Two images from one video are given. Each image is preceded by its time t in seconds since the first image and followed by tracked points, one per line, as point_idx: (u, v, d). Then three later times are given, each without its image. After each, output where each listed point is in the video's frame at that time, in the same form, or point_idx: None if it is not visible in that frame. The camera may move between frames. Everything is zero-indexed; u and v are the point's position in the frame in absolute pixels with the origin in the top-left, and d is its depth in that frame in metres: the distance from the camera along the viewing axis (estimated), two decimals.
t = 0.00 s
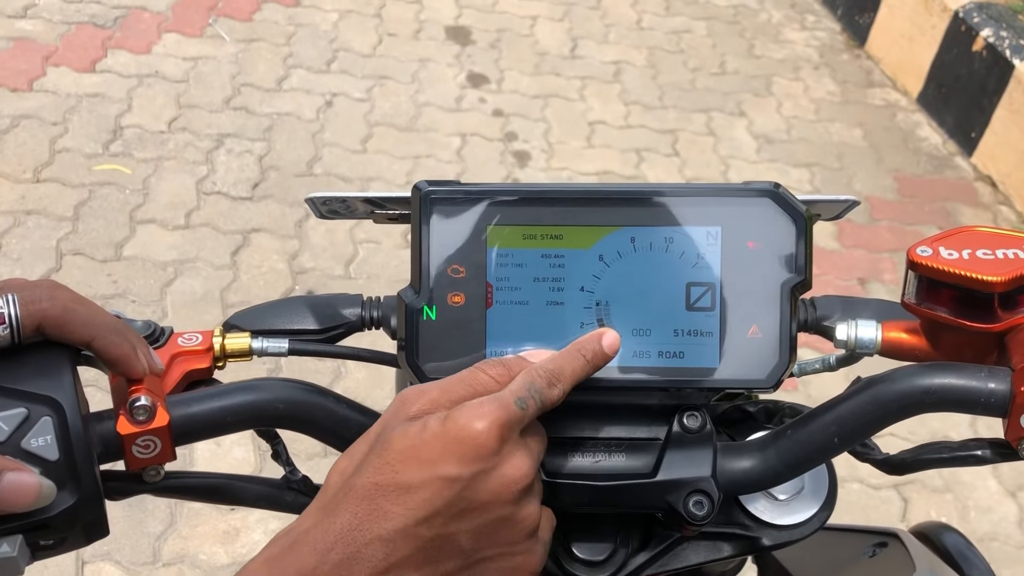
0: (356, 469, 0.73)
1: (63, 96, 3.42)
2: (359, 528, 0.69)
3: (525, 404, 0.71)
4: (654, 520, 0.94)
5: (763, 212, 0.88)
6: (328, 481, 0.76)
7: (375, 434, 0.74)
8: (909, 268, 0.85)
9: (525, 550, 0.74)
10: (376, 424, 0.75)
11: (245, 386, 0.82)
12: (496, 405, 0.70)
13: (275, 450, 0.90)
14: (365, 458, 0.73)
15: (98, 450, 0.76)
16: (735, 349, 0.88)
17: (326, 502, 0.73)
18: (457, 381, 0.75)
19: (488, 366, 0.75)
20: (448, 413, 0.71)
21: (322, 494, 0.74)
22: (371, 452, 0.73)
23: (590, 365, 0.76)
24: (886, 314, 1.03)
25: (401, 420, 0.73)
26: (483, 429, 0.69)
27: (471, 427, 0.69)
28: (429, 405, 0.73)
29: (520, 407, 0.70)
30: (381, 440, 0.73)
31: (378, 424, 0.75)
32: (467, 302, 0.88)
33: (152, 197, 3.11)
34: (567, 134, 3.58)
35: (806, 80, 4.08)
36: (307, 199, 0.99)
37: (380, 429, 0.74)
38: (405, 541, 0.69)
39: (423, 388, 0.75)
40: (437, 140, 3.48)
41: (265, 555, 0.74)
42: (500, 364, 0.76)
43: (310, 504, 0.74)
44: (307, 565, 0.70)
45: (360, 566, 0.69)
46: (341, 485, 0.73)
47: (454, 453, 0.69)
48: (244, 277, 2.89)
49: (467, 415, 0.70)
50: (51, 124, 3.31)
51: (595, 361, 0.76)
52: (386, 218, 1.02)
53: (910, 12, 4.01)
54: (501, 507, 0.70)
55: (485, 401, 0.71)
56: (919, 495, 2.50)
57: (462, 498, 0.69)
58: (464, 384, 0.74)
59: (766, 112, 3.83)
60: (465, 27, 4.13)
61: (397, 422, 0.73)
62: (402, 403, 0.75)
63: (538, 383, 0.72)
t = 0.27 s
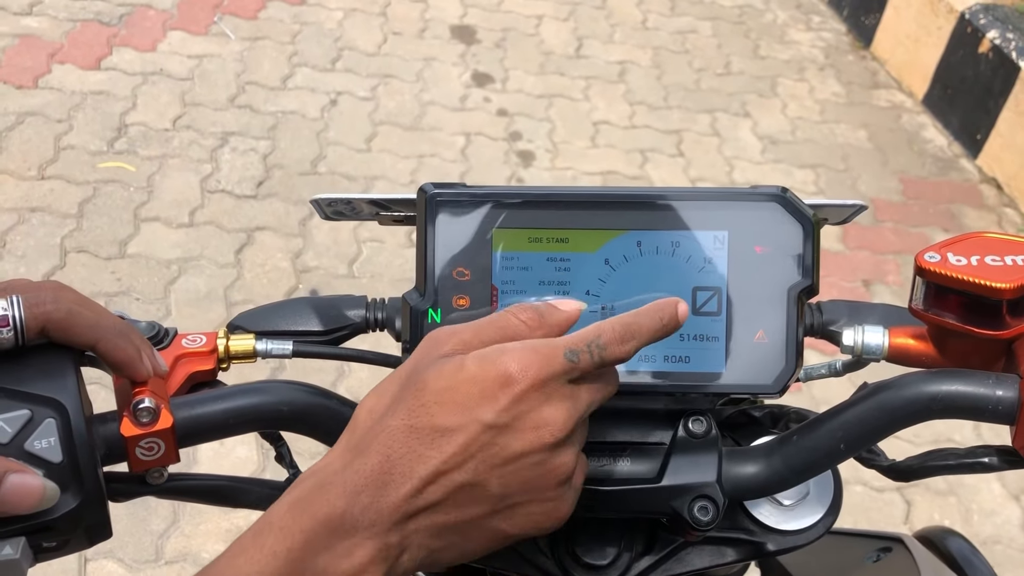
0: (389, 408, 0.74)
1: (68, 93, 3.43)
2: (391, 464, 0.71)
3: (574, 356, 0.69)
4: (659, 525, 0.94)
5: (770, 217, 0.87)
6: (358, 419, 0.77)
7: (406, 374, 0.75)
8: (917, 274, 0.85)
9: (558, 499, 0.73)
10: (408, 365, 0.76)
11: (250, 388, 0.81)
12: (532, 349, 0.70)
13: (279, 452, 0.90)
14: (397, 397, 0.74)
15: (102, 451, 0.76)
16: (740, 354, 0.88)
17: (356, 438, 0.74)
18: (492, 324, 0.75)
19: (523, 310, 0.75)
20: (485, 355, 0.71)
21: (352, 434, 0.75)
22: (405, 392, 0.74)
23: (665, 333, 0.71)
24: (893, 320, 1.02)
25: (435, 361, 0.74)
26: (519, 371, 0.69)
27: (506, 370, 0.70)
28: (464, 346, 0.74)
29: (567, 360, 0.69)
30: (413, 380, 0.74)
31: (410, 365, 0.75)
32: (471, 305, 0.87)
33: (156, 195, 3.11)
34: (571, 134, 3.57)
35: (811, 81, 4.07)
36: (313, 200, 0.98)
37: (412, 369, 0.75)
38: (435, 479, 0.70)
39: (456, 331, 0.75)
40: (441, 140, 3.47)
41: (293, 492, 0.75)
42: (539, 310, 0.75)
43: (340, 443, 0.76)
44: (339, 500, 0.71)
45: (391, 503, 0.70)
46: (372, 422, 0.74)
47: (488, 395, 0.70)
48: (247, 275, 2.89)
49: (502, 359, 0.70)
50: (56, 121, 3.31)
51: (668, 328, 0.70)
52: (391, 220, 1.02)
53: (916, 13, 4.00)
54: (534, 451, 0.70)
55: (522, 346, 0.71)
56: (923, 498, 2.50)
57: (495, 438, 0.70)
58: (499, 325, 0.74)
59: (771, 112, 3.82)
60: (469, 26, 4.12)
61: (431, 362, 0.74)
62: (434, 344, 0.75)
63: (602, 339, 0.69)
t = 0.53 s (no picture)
0: (360, 417, 0.75)
1: (70, 92, 3.43)
2: (362, 472, 0.72)
3: (538, 367, 0.69)
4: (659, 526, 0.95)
5: (771, 219, 0.87)
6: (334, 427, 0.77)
7: (378, 383, 0.76)
8: (918, 277, 0.85)
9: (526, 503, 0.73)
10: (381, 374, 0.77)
11: (252, 389, 0.82)
12: (497, 357, 0.70)
13: (280, 453, 0.91)
14: (368, 405, 0.74)
15: (104, 452, 0.76)
16: (741, 355, 0.88)
17: (329, 446, 0.75)
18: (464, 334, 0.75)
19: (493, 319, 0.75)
20: (452, 363, 0.72)
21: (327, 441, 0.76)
22: (376, 400, 0.74)
23: (644, 350, 0.70)
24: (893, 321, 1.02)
25: (405, 369, 0.74)
26: (484, 378, 0.70)
27: (471, 377, 0.70)
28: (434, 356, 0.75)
29: (531, 370, 0.69)
30: (384, 389, 0.74)
31: (383, 374, 0.76)
32: (473, 306, 0.88)
33: (157, 194, 3.11)
34: (573, 133, 3.57)
35: (813, 81, 4.07)
36: (314, 201, 0.98)
37: (384, 378, 0.76)
38: (404, 487, 0.71)
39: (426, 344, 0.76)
40: (442, 139, 3.47)
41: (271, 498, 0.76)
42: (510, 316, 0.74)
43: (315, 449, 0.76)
44: (311, 508, 0.72)
45: (362, 510, 0.71)
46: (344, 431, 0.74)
47: (454, 403, 0.70)
48: (248, 274, 2.89)
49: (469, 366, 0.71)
50: (57, 120, 3.31)
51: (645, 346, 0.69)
52: (392, 221, 1.02)
53: (918, 13, 4.00)
54: (501, 458, 0.70)
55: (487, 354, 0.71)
56: (923, 499, 2.50)
57: (462, 445, 0.70)
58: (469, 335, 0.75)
59: (772, 113, 3.82)
60: (471, 26, 4.13)
61: (399, 371, 0.74)
62: (405, 355, 0.76)
63: (572, 353, 0.69)
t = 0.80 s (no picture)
0: (389, 427, 0.75)
1: (68, 92, 3.43)
2: (399, 482, 0.72)
3: (567, 371, 0.70)
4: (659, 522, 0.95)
5: (770, 217, 0.88)
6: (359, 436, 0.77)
7: (404, 391, 0.76)
8: (916, 274, 0.86)
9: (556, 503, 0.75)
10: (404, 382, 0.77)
11: (255, 387, 0.82)
12: (527, 361, 0.71)
13: (282, 451, 0.91)
14: (397, 416, 0.74)
15: (108, 450, 0.77)
16: (742, 352, 0.88)
17: (360, 458, 0.74)
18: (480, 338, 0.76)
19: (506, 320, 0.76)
20: (481, 371, 0.72)
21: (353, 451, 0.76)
22: (404, 411, 0.74)
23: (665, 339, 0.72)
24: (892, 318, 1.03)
25: (432, 380, 0.74)
26: (517, 383, 0.71)
27: (503, 385, 0.71)
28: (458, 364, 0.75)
29: (562, 375, 0.70)
30: (412, 398, 0.74)
31: (407, 383, 0.76)
32: (473, 305, 0.88)
33: (156, 194, 3.11)
34: (571, 132, 3.58)
35: (811, 79, 4.08)
36: (315, 200, 0.99)
37: (408, 386, 0.76)
38: (444, 495, 0.71)
39: (448, 349, 0.77)
40: (441, 139, 3.48)
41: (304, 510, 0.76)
42: (519, 313, 0.75)
43: (342, 460, 0.76)
44: (349, 522, 0.72)
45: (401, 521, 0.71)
46: (375, 442, 0.74)
47: (489, 411, 0.71)
48: (248, 274, 2.89)
49: (499, 373, 0.72)
50: (56, 120, 3.31)
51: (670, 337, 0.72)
52: (393, 220, 1.03)
53: (915, 12, 4.00)
54: (535, 461, 0.72)
55: (517, 360, 0.72)
56: (922, 496, 2.50)
57: (498, 451, 0.71)
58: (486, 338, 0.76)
59: (770, 111, 3.83)
60: (470, 25, 4.13)
61: (427, 377, 0.75)
62: (429, 363, 0.76)
63: (598, 352, 0.70)
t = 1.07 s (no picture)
0: (554, 514, 0.73)
1: (65, 92, 3.43)
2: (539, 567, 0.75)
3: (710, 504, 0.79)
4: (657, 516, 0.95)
5: (766, 209, 0.88)
6: (507, 501, 0.74)
7: (580, 476, 0.73)
8: (913, 266, 0.86)
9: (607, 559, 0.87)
10: (578, 460, 0.73)
11: (253, 381, 0.82)
12: (692, 501, 0.78)
13: (281, 446, 0.91)
14: (569, 511, 0.74)
15: (107, 445, 0.77)
16: (739, 344, 0.89)
17: (512, 541, 0.74)
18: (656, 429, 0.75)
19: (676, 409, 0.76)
20: (657, 500, 0.76)
21: (496, 521, 0.74)
22: (575, 504, 0.73)
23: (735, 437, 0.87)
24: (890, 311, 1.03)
25: (613, 482, 0.74)
26: (678, 519, 0.77)
27: (667, 514, 0.76)
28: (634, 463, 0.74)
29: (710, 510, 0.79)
30: (588, 498, 0.73)
31: (587, 468, 0.73)
32: (471, 299, 0.88)
33: (153, 194, 3.11)
34: (568, 130, 3.58)
35: (808, 77, 4.08)
36: (313, 196, 0.99)
37: (576, 479, 0.73)
38: None
39: (612, 446, 0.73)
40: (438, 137, 3.48)
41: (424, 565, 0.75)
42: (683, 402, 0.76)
43: (484, 527, 0.74)
44: None
45: None
46: (536, 530, 0.74)
47: (649, 536, 0.76)
48: (246, 273, 2.89)
49: (662, 500, 0.76)
50: (53, 121, 3.31)
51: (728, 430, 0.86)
52: (390, 215, 1.03)
53: (911, 8, 4.01)
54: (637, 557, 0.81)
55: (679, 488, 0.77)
56: (921, 492, 2.51)
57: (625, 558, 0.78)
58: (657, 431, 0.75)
59: (767, 109, 3.83)
60: (466, 24, 4.13)
61: (595, 484, 0.73)
62: (611, 449, 0.73)
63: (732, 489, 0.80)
